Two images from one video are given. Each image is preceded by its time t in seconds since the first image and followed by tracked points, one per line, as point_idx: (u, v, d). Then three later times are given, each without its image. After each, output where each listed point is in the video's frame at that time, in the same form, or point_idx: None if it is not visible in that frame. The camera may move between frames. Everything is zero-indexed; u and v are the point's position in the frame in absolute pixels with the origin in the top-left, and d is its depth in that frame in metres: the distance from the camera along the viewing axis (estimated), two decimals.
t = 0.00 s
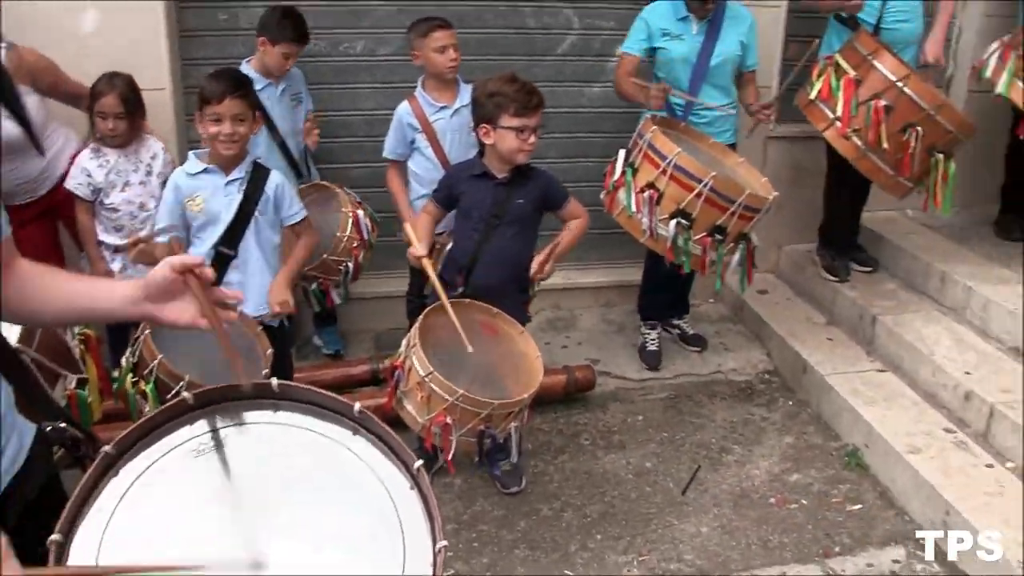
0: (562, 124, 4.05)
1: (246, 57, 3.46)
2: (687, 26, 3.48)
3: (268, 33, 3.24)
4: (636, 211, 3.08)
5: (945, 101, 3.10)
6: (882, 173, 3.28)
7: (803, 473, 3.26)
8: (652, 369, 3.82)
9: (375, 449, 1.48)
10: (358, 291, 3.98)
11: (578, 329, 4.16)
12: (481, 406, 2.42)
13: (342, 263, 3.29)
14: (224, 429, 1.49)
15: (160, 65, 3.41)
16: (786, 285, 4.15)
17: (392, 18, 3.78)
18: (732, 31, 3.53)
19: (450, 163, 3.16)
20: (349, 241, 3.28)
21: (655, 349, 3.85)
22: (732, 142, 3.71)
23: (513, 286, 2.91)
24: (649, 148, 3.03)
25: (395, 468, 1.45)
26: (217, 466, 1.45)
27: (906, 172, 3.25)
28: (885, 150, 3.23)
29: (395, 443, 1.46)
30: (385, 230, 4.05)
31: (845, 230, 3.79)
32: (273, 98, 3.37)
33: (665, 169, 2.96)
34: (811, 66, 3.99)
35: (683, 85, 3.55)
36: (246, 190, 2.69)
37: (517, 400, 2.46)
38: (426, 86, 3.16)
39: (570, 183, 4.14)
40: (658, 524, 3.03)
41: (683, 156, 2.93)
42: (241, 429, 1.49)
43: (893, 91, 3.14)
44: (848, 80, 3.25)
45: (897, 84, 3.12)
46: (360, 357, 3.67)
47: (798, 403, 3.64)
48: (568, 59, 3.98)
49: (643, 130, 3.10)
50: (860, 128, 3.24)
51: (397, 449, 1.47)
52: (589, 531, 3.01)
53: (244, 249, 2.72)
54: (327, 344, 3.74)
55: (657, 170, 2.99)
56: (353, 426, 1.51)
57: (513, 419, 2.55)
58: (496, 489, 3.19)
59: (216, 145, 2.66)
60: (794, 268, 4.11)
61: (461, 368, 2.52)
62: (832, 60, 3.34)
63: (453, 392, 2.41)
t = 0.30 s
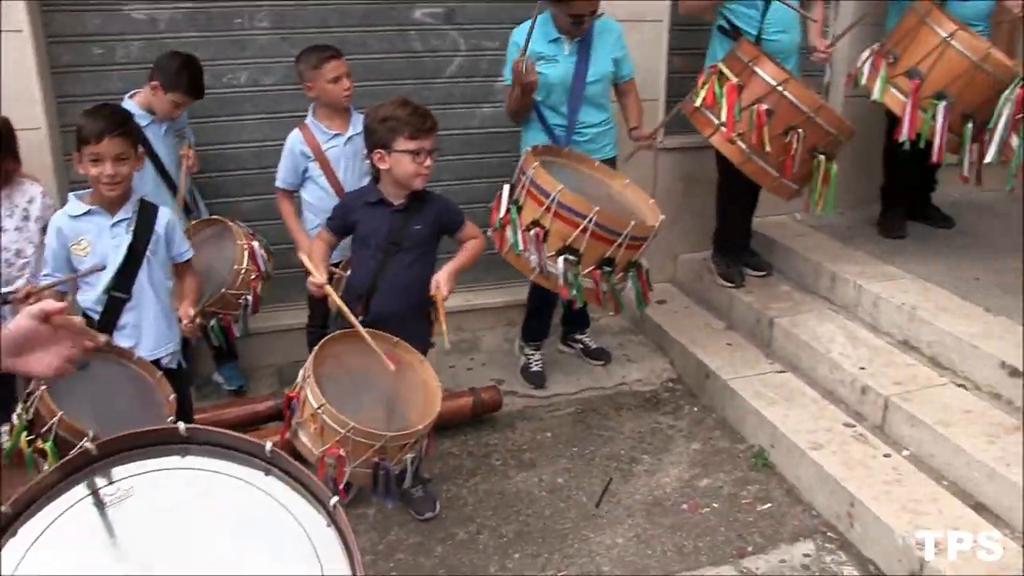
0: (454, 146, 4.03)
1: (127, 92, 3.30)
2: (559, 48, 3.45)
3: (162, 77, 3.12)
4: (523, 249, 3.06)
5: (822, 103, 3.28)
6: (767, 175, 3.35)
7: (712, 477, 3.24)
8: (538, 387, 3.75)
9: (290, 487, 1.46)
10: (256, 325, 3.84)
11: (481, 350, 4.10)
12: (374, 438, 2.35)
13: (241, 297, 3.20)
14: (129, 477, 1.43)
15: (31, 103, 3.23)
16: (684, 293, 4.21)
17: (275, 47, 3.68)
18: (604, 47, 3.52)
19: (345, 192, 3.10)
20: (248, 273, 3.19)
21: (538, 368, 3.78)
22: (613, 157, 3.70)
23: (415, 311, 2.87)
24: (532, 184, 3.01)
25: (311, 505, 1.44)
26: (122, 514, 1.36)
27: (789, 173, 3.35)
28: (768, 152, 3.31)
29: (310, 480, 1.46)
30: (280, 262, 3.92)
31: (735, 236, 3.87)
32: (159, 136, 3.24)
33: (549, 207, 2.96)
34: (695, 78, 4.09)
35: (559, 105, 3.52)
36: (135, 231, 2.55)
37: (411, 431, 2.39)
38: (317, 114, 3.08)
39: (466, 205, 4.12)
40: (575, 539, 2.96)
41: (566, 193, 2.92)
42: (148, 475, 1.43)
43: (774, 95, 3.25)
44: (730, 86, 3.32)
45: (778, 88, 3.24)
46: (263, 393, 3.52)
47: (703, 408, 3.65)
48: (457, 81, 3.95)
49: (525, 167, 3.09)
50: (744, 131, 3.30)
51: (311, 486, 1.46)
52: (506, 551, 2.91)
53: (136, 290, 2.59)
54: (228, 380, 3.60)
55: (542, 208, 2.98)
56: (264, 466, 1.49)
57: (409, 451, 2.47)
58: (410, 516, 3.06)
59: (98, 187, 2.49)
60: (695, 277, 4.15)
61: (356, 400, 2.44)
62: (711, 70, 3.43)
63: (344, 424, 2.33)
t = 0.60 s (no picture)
0: (357, 161, 3.98)
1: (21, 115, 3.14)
2: (439, 58, 3.38)
3: (60, 99, 2.99)
4: (416, 265, 3.02)
5: (715, 102, 3.35)
6: (666, 174, 3.43)
7: (629, 480, 3.26)
8: (451, 401, 3.71)
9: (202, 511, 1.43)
10: (160, 352, 3.71)
11: (393, 366, 4.01)
12: (289, 462, 2.29)
13: (144, 328, 3.09)
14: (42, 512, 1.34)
15: None
16: (592, 299, 4.24)
17: (169, 66, 3.56)
18: (482, 55, 3.47)
19: (250, 212, 3.03)
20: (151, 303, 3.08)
21: (449, 382, 3.74)
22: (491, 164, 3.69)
23: (326, 330, 2.83)
24: (428, 201, 2.95)
25: (233, 531, 1.42)
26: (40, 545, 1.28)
27: (688, 173, 3.44)
28: (666, 151, 3.39)
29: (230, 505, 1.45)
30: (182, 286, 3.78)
31: (640, 241, 3.92)
32: (57, 161, 3.10)
33: (445, 225, 2.90)
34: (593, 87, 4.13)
35: (441, 115, 3.46)
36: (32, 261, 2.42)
37: (327, 452, 2.33)
38: (217, 133, 2.99)
39: (370, 220, 4.06)
40: (498, 550, 2.93)
41: (463, 212, 2.87)
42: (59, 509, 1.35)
43: (667, 95, 3.31)
44: (626, 89, 3.39)
45: (671, 88, 3.30)
46: (172, 421, 3.40)
47: (617, 412, 3.68)
48: (358, 97, 3.90)
49: (419, 181, 3.00)
50: (641, 132, 3.38)
51: (229, 510, 1.45)
52: (430, 567, 2.85)
53: (36, 322, 2.45)
54: (134, 413, 3.46)
55: (438, 226, 2.92)
56: (176, 491, 1.46)
57: (325, 472, 2.41)
58: (331, 537, 2.98)
59: None
60: (603, 282, 4.17)
61: (269, 424, 2.38)
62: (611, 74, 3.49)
63: (257, 450, 2.26)
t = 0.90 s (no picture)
0: (284, 182, 3.93)
1: None
2: (352, 79, 3.39)
3: None
4: (342, 264, 2.97)
5: (636, 120, 3.38)
6: (589, 192, 3.49)
7: (563, 496, 3.27)
8: (383, 421, 3.69)
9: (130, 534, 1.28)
10: (82, 379, 3.58)
11: (323, 387, 3.94)
12: (227, 489, 2.23)
13: (64, 353, 2.99)
14: None
15: None
16: (521, 316, 4.26)
17: (89, 86, 3.46)
18: (395, 77, 3.48)
19: (176, 234, 2.96)
20: (71, 327, 2.99)
21: (380, 402, 3.71)
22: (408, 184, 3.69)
23: (256, 353, 2.77)
24: (350, 201, 2.95)
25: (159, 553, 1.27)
26: None
27: (611, 190, 3.49)
28: (588, 169, 3.44)
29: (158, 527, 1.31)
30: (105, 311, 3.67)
31: (569, 257, 3.95)
32: None
33: (370, 222, 2.91)
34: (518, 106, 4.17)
35: (357, 135, 3.46)
36: None
37: (264, 478, 2.29)
38: (140, 154, 2.92)
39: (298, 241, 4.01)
40: (434, 569, 2.88)
41: (387, 208, 2.89)
42: None
43: (590, 114, 3.35)
44: (550, 108, 3.43)
45: (594, 107, 3.34)
46: (96, 450, 3.28)
47: (548, 429, 3.69)
48: (284, 117, 3.86)
49: (341, 184, 2.99)
50: (564, 151, 3.43)
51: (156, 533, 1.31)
52: None
53: None
54: (55, 442, 3.35)
55: (362, 224, 2.92)
56: (102, 515, 1.31)
57: (262, 497, 2.37)
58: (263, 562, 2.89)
59: None
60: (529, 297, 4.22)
61: (204, 450, 2.31)
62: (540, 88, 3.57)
63: (194, 479, 2.20)
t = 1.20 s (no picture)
0: (212, 206, 3.87)
1: None
2: (279, 99, 3.37)
3: None
4: (276, 276, 2.99)
5: (564, 143, 3.46)
6: (520, 215, 3.52)
7: (499, 516, 3.26)
8: (321, 436, 3.70)
9: (93, 481, 1.89)
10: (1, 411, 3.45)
11: (255, 413, 3.86)
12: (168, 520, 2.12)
13: None
14: None
15: None
16: (453, 337, 4.25)
17: (7, 108, 3.36)
18: (319, 99, 3.48)
19: (104, 261, 2.88)
20: None
21: (316, 417, 3.72)
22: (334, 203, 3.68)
23: (187, 380, 2.71)
24: (281, 213, 2.97)
25: None
26: None
27: (541, 213, 3.54)
28: (519, 192, 3.48)
29: None
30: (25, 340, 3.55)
31: (500, 279, 3.96)
32: None
33: (302, 232, 2.95)
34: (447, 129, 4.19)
35: (284, 154, 3.44)
36: None
37: (203, 508, 2.23)
38: (63, 180, 2.84)
39: (227, 265, 3.95)
40: None
41: (319, 217, 2.95)
42: None
43: (519, 137, 3.40)
44: (479, 131, 3.42)
45: (523, 131, 3.40)
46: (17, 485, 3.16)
47: (482, 450, 3.68)
48: (211, 140, 3.81)
49: (270, 199, 3.00)
50: (494, 174, 3.44)
51: None
52: None
53: None
54: None
55: (294, 235, 2.96)
56: None
57: (203, 527, 2.26)
58: None
59: None
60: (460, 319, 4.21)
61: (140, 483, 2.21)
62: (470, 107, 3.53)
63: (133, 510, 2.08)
